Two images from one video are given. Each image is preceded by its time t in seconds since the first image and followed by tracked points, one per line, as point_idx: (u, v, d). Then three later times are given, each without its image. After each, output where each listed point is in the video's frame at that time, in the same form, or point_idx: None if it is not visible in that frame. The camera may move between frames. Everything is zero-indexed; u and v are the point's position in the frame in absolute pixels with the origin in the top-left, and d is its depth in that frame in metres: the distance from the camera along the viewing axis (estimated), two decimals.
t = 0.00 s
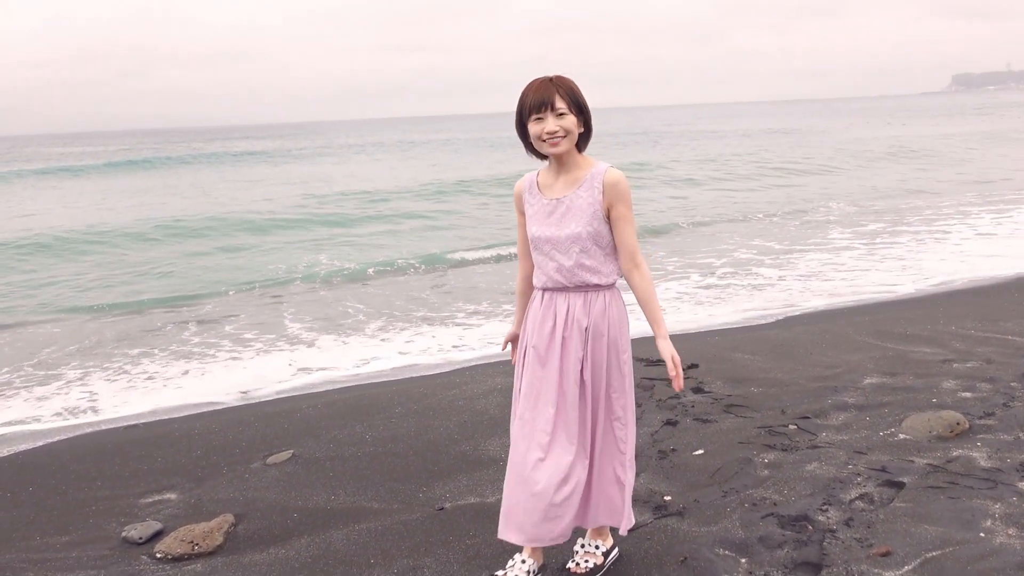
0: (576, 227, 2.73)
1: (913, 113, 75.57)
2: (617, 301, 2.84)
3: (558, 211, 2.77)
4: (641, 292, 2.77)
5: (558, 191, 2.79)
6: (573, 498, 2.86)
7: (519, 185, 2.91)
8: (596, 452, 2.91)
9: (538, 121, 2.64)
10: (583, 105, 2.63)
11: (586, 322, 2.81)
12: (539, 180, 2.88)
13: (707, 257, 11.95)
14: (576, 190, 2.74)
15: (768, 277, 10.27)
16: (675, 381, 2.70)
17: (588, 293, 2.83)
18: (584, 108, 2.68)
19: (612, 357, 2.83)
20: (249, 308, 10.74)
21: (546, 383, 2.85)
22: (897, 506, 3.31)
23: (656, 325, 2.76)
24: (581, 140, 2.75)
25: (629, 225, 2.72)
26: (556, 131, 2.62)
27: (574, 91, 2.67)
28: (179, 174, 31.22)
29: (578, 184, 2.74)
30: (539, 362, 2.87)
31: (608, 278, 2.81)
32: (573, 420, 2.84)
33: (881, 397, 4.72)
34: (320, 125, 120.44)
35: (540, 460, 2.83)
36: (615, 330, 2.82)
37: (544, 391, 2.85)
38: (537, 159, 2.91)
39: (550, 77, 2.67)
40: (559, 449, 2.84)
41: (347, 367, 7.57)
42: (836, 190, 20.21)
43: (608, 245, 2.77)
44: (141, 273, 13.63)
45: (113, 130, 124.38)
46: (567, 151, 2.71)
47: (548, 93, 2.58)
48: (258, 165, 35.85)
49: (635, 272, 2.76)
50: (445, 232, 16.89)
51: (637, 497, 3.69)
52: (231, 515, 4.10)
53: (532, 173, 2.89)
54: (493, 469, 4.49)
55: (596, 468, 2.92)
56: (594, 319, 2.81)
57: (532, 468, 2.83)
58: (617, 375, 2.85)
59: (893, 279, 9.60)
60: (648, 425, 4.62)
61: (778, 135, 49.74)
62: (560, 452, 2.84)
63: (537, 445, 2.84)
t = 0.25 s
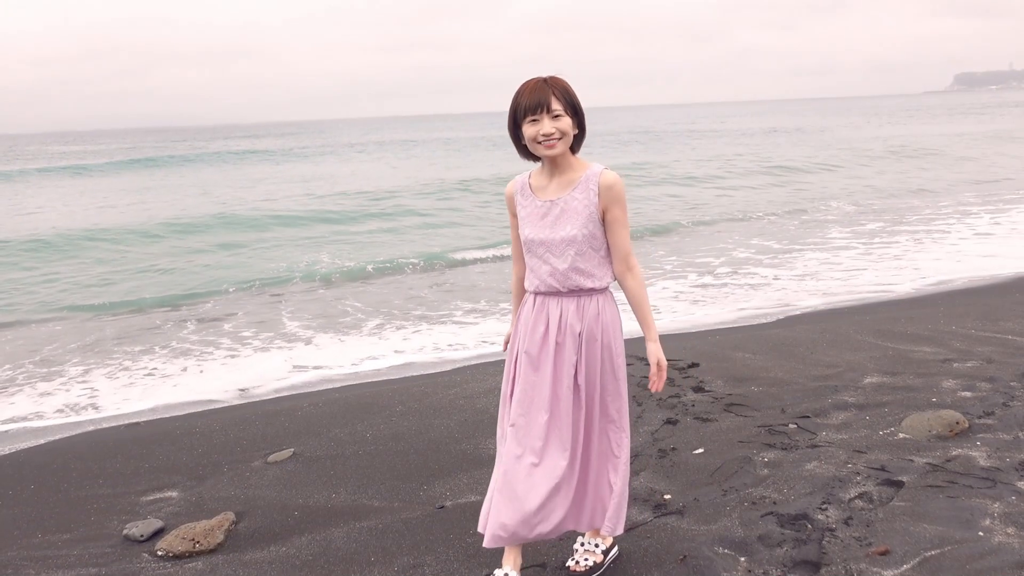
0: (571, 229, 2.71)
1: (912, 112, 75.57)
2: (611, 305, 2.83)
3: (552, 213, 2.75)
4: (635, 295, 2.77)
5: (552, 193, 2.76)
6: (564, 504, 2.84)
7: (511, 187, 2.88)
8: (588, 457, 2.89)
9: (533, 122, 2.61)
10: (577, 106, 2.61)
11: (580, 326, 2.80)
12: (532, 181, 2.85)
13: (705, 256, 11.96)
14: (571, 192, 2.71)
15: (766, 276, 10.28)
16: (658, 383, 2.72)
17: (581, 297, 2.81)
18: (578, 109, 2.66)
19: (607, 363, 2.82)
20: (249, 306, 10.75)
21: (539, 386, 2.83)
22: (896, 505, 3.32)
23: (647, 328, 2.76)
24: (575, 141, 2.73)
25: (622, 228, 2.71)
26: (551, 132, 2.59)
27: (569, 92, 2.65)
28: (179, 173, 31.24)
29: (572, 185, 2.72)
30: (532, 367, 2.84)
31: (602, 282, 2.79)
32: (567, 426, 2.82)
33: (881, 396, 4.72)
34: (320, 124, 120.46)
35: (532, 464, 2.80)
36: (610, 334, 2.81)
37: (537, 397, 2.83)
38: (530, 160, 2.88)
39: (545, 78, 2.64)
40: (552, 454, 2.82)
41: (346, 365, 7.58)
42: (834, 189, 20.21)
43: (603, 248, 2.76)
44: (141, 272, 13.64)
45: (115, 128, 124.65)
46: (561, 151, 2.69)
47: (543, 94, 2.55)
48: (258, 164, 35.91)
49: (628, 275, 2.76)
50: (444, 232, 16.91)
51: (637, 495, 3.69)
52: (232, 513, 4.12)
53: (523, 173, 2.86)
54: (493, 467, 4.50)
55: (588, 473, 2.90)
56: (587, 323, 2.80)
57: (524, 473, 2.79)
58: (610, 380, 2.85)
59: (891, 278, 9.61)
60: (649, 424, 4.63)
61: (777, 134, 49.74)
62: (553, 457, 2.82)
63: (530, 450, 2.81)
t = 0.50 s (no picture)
0: (564, 234, 2.66)
1: (912, 112, 75.54)
2: (601, 310, 2.79)
3: (544, 217, 2.69)
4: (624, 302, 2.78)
5: (543, 197, 2.70)
6: (556, 510, 2.84)
7: (501, 190, 2.82)
8: (578, 463, 2.88)
9: (528, 124, 2.56)
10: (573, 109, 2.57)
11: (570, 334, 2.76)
12: (522, 185, 2.80)
13: (704, 255, 11.98)
14: (564, 196, 2.66)
15: (765, 275, 10.29)
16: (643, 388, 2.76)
17: (571, 303, 2.76)
18: (573, 112, 2.62)
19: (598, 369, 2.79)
20: (250, 305, 10.78)
21: (530, 395, 2.79)
22: (897, 503, 3.33)
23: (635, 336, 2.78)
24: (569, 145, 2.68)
25: (614, 235, 2.67)
26: (546, 135, 2.55)
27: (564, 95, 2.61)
28: (179, 171, 31.29)
29: (565, 189, 2.67)
30: (522, 375, 2.80)
31: (592, 288, 2.75)
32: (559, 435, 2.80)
33: (882, 395, 4.73)
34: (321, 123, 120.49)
35: (525, 475, 2.78)
36: (600, 340, 2.77)
37: (528, 406, 2.79)
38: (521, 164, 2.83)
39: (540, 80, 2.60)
40: (544, 464, 2.80)
41: (346, 362, 7.60)
42: (834, 188, 20.23)
43: (593, 253, 2.71)
44: (142, 271, 13.67)
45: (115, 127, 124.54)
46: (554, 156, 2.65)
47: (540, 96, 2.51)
48: (258, 162, 35.95)
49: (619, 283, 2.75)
50: (445, 231, 16.93)
51: (638, 494, 3.71)
52: (235, 510, 4.13)
53: (513, 177, 2.80)
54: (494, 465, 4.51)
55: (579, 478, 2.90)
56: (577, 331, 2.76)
57: (517, 484, 2.78)
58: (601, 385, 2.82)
59: (890, 277, 9.62)
60: (650, 422, 4.64)
61: (777, 133, 49.72)
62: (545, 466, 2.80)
63: (522, 459, 2.79)
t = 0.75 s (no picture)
0: (554, 239, 2.59)
1: (914, 112, 75.48)
2: (588, 316, 2.74)
3: (533, 223, 2.62)
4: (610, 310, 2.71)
5: (533, 201, 2.63)
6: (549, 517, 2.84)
7: (490, 195, 2.75)
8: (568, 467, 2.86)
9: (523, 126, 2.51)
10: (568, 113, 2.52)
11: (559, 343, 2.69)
12: (512, 190, 2.73)
13: (704, 254, 11.98)
14: (555, 201, 2.59)
15: (764, 274, 10.29)
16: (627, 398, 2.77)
17: (558, 311, 2.69)
18: (568, 117, 2.57)
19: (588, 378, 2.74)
20: (252, 303, 10.80)
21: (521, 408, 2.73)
22: (898, 502, 3.34)
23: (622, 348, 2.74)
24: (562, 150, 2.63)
25: (604, 243, 2.61)
26: (541, 138, 2.49)
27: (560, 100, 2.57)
28: (181, 170, 31.35)
29: (555, 195, 2.61)
30: (511, 388, 2.73)
31: (581, 295, 2.69)
32: (550, 447, 2.76)
33: (885, 394, 4.74)
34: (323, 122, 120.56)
35: (517, 488, 2.76)
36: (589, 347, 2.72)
37: (516, 420, 2.73)
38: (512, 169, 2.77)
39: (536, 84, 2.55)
40: (536, 475, 2.78)
41: (350, 359, 7.63)
42: (835, 188, 20.24)
43: (582, 261, 2.64)
44: (144, 270, 13.70)
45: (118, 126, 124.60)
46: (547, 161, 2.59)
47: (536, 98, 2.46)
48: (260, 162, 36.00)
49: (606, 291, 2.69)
50: (446, 230, 16.94)
51: (639, 491, 3.73)
52: (239, 507, 4.15)
53: (504, 182, 2.74)
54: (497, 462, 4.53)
55: (569, 481, 2.89)
56: (565, 340, 2.70)
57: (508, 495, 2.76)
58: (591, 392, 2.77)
59: (891, 277, 9.63)
60: (652, 421, 4.66)
61: (778, 134, 49.71)
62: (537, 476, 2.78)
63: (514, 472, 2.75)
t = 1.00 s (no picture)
0: (543, 238, 2.57)
1: (917, 112, 75.37)
2: (576, 319, 2.72)
3: (521, 222, 2.60)
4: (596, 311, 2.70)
5: (523, 199, 2.62)
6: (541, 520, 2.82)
7: (479, 193, 2.74)
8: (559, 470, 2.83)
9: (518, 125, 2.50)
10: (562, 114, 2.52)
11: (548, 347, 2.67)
12: (500, 189, 2.71)
13: (705, 254, 12.00)
14: (545, 200, 2.58)
15: (765, 273, 10.30)
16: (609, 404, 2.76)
17: (545, 313, 2.67)
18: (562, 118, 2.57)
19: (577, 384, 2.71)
20: (255, 302, 10.84)
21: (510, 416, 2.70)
22: (900, 499, 3.36)
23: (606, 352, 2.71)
24: (555, 150, 2.63)
25: (593, 244, 2.60)
26: (536, 137, 2.49)
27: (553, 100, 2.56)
28: (183, 169, 31.43)
29: (546, 194, 2.60)
30: (499, 392, 2.70)
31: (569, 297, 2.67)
32: (540, 454, 2.74)
33: (888, 392, 4.75)
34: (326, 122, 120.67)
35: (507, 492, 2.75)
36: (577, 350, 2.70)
37: (506, 423, 2.70)
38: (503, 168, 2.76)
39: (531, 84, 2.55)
40: (525, 482, 2.76)
41: (353, 357, 7.65)
42: (837, 188, 20.25)
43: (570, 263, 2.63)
44: (148, 269, 13.75)
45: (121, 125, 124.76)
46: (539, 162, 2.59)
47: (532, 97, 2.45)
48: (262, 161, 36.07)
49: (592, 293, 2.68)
50: (448, 230, 16.97)
51: (643, 488, 3.75)
52: (244, 503, 4.18)
53: (493, 181, 2.73)
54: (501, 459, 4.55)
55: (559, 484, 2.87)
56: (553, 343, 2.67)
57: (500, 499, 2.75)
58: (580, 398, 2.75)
59: (891, 276, 9.64)
60: (656, 419, 4.68)
61: (780, 133, 49.69)
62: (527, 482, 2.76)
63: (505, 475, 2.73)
